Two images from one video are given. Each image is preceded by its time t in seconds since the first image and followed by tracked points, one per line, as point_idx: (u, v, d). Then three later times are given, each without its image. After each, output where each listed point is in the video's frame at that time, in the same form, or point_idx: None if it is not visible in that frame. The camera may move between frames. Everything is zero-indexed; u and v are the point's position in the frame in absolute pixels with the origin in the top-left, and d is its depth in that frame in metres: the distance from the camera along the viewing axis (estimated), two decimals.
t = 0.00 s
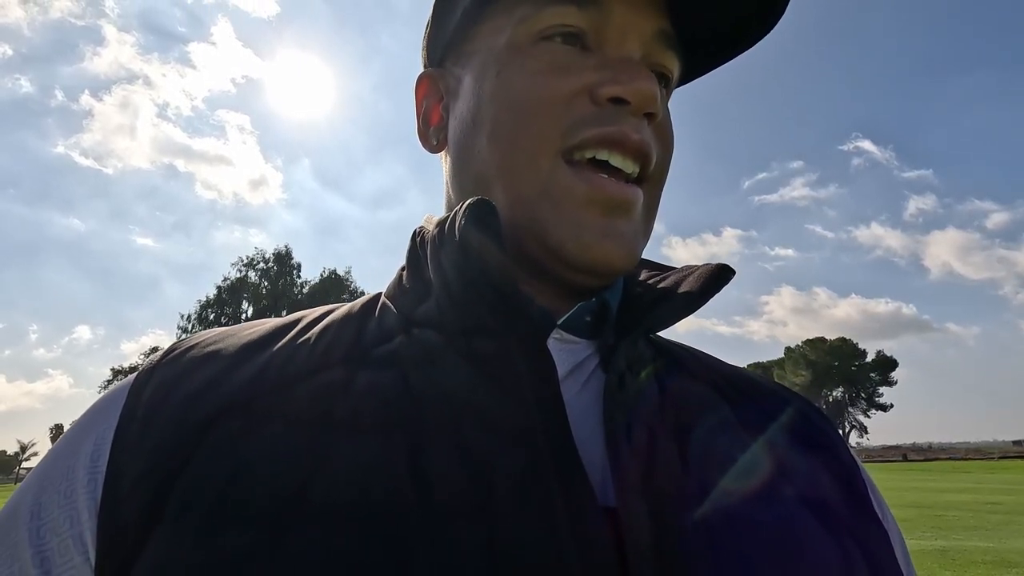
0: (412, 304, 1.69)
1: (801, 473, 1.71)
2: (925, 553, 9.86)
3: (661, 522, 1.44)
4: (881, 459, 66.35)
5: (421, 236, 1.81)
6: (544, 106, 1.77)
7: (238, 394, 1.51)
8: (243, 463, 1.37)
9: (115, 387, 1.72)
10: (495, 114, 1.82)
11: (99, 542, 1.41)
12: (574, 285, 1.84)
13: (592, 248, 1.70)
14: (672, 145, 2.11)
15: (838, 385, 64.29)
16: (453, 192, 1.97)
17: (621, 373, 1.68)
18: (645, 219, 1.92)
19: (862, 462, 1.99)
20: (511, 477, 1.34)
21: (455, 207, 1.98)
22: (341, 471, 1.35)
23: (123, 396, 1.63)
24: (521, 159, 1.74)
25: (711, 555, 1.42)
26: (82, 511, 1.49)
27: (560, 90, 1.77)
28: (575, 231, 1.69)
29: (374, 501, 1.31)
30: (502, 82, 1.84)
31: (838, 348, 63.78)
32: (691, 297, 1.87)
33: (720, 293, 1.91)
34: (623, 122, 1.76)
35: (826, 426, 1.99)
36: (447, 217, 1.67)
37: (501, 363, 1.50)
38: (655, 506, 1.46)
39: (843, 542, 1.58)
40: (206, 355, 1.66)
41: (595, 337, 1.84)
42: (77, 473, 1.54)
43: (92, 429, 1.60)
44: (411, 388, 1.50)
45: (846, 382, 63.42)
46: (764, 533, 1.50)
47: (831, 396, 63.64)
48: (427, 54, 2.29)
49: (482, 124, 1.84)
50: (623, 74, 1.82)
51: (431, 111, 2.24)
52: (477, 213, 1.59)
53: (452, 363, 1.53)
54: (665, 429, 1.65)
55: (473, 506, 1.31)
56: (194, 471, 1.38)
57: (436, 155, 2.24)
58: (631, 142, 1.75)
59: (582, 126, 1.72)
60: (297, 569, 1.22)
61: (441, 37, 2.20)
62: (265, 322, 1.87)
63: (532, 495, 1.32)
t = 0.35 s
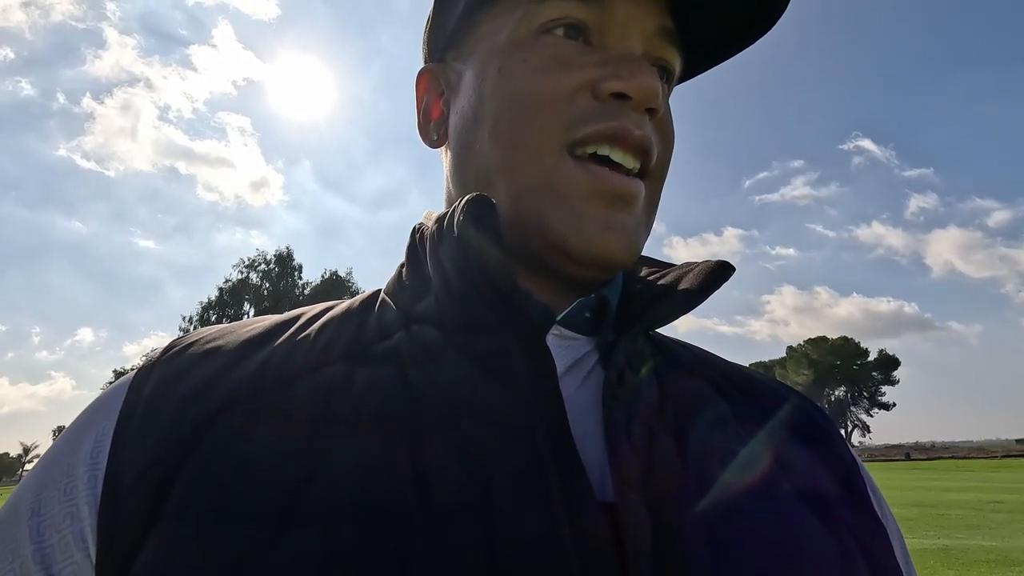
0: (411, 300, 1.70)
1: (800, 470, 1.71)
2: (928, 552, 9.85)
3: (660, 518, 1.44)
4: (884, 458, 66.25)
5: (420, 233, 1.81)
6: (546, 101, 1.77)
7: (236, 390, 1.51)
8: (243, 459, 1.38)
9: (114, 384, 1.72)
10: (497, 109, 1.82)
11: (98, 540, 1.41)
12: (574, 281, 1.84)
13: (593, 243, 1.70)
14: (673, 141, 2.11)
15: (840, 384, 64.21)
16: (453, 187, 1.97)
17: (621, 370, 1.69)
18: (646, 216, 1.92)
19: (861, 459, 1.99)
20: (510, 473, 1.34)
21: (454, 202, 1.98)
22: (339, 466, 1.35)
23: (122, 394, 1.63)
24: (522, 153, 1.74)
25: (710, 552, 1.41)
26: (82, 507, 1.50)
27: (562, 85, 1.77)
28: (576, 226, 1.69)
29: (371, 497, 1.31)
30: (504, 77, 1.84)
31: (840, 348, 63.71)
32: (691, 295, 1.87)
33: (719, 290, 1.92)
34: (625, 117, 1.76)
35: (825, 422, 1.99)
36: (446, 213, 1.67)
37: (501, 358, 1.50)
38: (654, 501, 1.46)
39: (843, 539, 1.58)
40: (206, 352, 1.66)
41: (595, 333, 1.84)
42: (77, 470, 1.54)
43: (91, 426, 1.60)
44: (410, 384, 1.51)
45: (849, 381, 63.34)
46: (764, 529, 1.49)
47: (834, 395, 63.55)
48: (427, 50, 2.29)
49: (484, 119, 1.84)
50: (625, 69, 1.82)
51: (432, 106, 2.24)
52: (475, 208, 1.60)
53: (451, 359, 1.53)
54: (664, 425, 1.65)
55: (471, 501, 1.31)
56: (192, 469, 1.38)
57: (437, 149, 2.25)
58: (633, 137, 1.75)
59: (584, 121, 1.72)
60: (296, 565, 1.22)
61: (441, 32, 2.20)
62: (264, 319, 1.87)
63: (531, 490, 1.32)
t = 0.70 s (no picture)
0: (413, 301, 1.70)
1: (800, 470, 1.72)
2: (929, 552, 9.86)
3: (664, 514, 1.44)
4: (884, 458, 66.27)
5: (421, 233, 1.82)
6: (554, 104, 1.77)
7: (238, 392, 1.52)
8: (247, 462, 1.38)
9: (118, 387, 1.72)
10: (504, 111, 1.82)
11: (104, 542, 1.41)
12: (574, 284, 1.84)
13: (599, 246, 1.70)
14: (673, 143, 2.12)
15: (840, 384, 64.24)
16: (455, 187, 1.97)
17: (624, 370, 1.69)
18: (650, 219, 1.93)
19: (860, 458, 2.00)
20: (515, 473, 1.34)
21: (456, 202, 1.98)
22: (342, 468, 1.35)
23: (126, 396, 1.62)
24: (530, 156, 1.74)
25: (714, 550, 1.42)
26: (88, 510, 1.50)
27: (570, 89, 1.78)
28: (583, 229, 1.70)
29: (375, 499, 1.31)
30: (511, 79, 1.85)
31: (840, 348, 63.75)
32: (692, 297, 1.89)
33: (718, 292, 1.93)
34: (633, 122, 1.77)
35: (822, 419, 2.00)
36: (448, 213, 1.67)
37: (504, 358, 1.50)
38: (658, 499, 1.46)
39: (843, 539, 1.59)
40: (208, 354, 1.66)
41: (599, 333, 1.83)
42: (82, 473, 1.55)
43: (95, 429, 1.60)
44: (414, 385, 1.51)
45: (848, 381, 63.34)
46: (764, 529, 1.50)
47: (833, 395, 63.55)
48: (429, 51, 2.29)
49: (490, 120, 1.84)
50: (632, 74, 1.83)
51: (434, 107, 2.25)
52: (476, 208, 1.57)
53: (455, 359, 1.53)
54: (666, 424, 1.66)
55: (475, 501, 1.31)
56: (195, 473, 1.38)
57: (439, 149, 2.25)
58: (641, 142, 1.76)
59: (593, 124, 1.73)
60: (301, 566, 1.23)
61: (444, 33, 2.20)
62: (265, 322, 1.87)
63: (535, 489, 1.32)
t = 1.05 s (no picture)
0: (401, 308, 1.71)
1: (784, 485, 1.72)
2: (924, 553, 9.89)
3: (647, 526, 1.45)
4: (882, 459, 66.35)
5: (409, 238, 1.82)
6: (534, 114, 1.78)
7: (220, 400, 1.51)
8: (224, 472, 1.37)
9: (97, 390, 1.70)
10: (486, 120, 1.83)
11: (77, 551, 1.41)
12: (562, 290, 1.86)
13: (576, 256, 1.72)
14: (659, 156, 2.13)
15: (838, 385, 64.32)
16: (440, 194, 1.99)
17: (612, 380, 1.69)
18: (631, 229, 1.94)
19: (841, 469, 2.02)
20: (497, 484, 1.35)
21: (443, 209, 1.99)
22: (322, 478, 1.35)
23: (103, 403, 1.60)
24: (510, 165, 1.75)
25: (697, 562, 1.43)
26: (59, 521, 1.50)
27: (551, 100, 1.79)
28: (559, 240, 1.71)
29: (353, 507, 1.31)
30: (495, 89, 1.85)
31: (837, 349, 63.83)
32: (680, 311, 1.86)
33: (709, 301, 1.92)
34: (610, 135, 1.76)
35: (804, 432, 2.00)
36: (435, 220, 1.68)
37: (489, 367, 1.51)
38: (641, 511, 1.47)
39: (825, 555, 1.59)
40: (192, 359, 1.66)
41: (585, 344, 1.82)
42: (55, 482, 1.54)
43: (69, 436, 1.58)
44: (399, 393, 1.51)
45: (846, 381, 63.40)
46: (748, 544, 1.51)
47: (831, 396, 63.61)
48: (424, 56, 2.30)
49: (473, 128, 1.86)
50: (613, 86, 1.83)
51: (427, 113, 2.25)
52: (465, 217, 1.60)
53: (442, 368, 1.53)
54: (651, 435, 1.66)
55: (457, 512, 1.31)
56: (174, 482, 1.38)
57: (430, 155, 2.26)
58: (617, 155, 1.76)
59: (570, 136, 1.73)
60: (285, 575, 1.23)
61: (438, 39, 2.21)
62: (250, 326, 1.86)
63: (518, 499, 1.33)
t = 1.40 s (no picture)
0: (417, 308, 1.71)
1: (813, 488, 1.71)
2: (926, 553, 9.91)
3: (668, 527, 1.45)
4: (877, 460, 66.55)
5: (427, 241, 1.84)
6: (563, 106, 1.78)
7: (242, 400, 1.52)
8: (249, 471, 1.38)
9: (124, 393, 1.73)
10: (513, 113, 1.83)
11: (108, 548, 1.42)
12: (582, 287, 1.87)
13: (609, 246, 1.71)
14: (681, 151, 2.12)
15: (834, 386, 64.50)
16: (462, 191, 1.98)
17: (631, 380, 1.73)
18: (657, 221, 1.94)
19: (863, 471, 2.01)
20: (517, 484, 1.35)
21: (463, 207, 2.00)
22: (343, 475, 1.36)
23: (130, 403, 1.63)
24: (540, 157, 1.75)
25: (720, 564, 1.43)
26: (91, 518, 1.50)
27: (580, 92, 1.79)
28: (593, 229, 1.70)
29: (375, 504, 1.32)
30: (521, 83, 1.86)
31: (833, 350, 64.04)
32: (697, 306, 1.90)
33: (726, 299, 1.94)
34: (641, 125, 1.77)
35: (835, 440, 1.99)
36: (453, 221, 1.66)
37: (508, 366, 1.52)
38: (660, 510, 1.48)
39: (854, 551, 1.57)
40: (215, 360, 1.67)
41: (603, 341, 1.85)
42: (85, 481, 1.55)
43: (99, 436, 1.61)
44: (417, 392, 1.52)
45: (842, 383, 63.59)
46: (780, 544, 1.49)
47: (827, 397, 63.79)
48: (439, 56, 2.32)
49: (499, 122, 1.85)
50: (641, 79, 1.84)
51: (442, 112, 2.27)
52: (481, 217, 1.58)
53: (459, 367, 1.54)
54: (671, 434, 1.67)
55: (475, 511, 1.31)
56: (199, 481, 1.39)
57: (446, 154, 2.27)
58: (649, 145, 1.77)
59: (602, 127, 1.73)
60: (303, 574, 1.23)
61: (454, 38, 2.22)
62: (270, 327, 1.88)
63: (540, 498, 1.33)
